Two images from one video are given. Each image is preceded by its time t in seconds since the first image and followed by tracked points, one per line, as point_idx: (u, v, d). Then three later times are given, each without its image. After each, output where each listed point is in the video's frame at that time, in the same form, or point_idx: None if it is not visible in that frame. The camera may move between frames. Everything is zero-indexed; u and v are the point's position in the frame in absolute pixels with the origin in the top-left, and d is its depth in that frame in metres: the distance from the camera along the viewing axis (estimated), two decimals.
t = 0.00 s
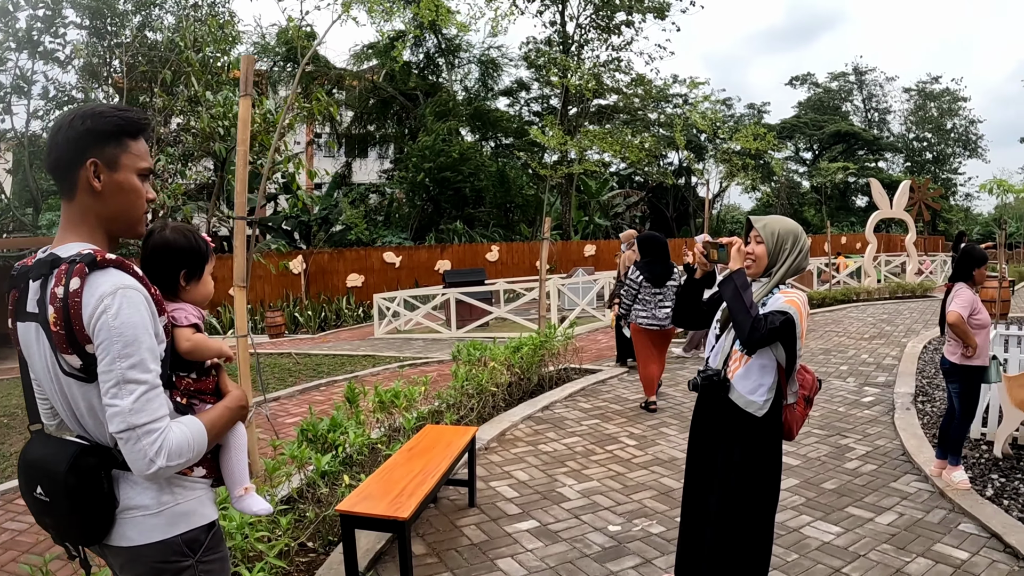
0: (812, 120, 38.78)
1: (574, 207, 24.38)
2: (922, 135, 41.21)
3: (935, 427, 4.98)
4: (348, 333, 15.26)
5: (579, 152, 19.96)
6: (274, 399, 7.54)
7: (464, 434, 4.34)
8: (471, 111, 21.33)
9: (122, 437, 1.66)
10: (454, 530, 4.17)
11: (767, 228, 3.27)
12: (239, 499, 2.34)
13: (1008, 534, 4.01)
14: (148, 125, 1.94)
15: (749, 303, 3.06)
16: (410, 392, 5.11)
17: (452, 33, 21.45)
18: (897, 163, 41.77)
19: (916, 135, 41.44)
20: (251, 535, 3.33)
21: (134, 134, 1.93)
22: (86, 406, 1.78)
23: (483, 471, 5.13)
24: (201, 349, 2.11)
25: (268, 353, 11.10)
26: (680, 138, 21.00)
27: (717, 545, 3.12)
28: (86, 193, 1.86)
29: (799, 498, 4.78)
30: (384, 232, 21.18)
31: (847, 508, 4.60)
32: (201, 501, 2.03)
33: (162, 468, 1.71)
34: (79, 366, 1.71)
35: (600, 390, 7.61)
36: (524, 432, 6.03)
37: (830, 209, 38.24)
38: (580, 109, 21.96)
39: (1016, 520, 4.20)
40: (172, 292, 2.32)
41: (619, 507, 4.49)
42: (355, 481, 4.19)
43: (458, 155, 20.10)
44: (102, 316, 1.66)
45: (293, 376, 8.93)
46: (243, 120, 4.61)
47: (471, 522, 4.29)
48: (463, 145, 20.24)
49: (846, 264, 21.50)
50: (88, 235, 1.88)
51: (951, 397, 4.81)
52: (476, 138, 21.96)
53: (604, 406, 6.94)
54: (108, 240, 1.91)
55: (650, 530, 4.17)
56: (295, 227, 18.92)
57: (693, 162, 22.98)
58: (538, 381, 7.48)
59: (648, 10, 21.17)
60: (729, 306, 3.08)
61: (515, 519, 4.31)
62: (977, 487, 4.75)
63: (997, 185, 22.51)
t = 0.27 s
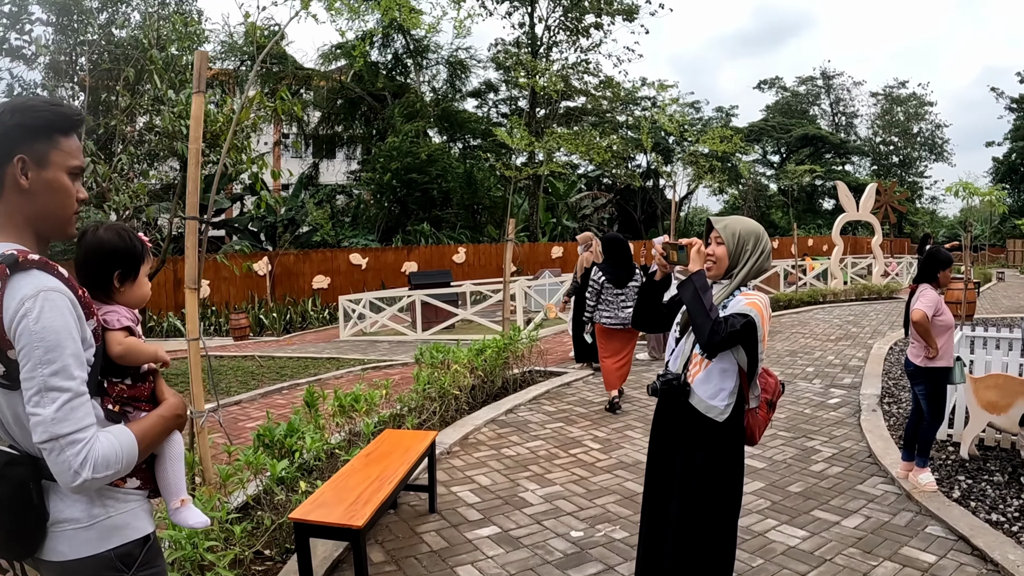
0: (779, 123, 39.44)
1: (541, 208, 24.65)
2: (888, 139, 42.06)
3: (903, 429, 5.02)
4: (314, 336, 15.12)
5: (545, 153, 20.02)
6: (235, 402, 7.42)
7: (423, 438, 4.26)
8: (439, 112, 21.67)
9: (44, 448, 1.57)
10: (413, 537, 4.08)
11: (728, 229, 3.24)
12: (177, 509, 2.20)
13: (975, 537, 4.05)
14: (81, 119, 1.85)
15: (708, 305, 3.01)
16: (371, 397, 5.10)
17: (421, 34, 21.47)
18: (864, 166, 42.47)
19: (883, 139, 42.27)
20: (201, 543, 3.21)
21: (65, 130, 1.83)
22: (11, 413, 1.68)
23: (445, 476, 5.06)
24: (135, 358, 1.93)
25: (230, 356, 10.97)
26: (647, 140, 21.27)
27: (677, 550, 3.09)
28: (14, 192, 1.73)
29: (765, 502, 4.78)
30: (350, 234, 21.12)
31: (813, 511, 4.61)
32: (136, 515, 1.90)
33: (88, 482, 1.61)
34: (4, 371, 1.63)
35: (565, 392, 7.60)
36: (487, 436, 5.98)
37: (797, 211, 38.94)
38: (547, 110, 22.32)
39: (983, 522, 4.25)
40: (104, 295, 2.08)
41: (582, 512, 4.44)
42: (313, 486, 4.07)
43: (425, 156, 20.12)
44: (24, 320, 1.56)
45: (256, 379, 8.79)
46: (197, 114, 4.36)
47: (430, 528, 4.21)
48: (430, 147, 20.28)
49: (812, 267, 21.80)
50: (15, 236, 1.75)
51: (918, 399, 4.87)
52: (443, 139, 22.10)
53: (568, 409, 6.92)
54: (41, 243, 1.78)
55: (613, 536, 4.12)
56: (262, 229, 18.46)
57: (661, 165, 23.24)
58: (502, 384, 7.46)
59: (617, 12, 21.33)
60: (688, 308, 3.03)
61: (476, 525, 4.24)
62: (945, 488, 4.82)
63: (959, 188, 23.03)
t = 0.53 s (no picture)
0: (754, 126, 39.90)
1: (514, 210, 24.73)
2: (863, 142, 42.73)
3: (875, 433, 4.95)
4: (284, 338, 14.98)
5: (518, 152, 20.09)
6: (198, 406, 7.33)
7: (382, 443, 4.21)
8: (412, 113, 21.74)
9: None
10: (371, 544, 3.98)
11: (685, 228, 3.16)
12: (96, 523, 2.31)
13: (946, 543, 4.02)
14: None
15: (664, 308, 2.89)
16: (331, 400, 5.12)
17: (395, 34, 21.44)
18: (838, 169, 43.11)
19: (857, 142, 42.94)
20: (145, 553, 3.08)
21: None
22: None
23: (406, 482, 4.97)
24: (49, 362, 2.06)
25: (196, 358, 10.87)
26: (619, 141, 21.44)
27: (635, 559, 3.00)
28: None
29: (732, 508, 4.72)
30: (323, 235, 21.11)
31: (781, 517, 4.56)
32: (51, 527, 2.05)
33: None
34: None
35: (532, 395, 7.56)
36: (451, 440, 5.91)
37: (770, 213, 39.46)
38: (522, 112, 22.48)
39: (953, 528, 4.23)
40: (20, 295, 2.06)
41: (544, 519, 4.35)
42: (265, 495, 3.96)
43: (398, 157, 20.12)
44: None
45: (222, 382, 8.68)
46: (146, 109, 4.21)
47: (389, 535, 4.11)
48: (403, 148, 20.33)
49: (785, 269, 21.93)
50: None
51: (890, 401, 4.81)
52: (418, 140, 22.22)
53: (535, 412, 6.87)
54: None
55: (575, 543, 4.03)
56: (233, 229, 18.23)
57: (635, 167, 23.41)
58: (469, 387, 7.40)
59: (592, 14, 21.43)
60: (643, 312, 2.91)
61: (435, 532, 4.14)
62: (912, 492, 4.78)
63: (929, 189, 23.39)
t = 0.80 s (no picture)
0: (731, 129, 40.27)
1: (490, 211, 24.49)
2: (840, 145, 43.42)
3: (844, 441, 4.95)
4: (255, 340, 14.86)
5: (494, 151, 20.21)
6: (160, 411, 7.24)
7: (335, 451, 4.23)
8: (389, 114, 21.67)
9: None
10: (323, 555, 3.88)
11: (634, 233, 2.89)
12: None
13: (915, 555, 3.97)
14: None
15: (607, 318, 2.72)
16: (289, 406, 5.08)
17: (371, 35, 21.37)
18: (815, 171, 43.70)
19: (834, 145, 43.60)
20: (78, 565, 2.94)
21: None
22: None
23: (364, 490, 4.88)
24: None
25: (164, 361, 10.77)
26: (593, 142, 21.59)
27: (585, 574, 2.85)
28: None
29: (696, 518, 4.65)
30: (297, 237, 21.09)
31: (746, 528, 4.50)
32: None
33: None
34: None
35: (499, 400, 7.50)
36: (413, 447, 5.84)
37: (747, 216, 39.84)
38: (499, 112, 22.51)
39: (922, 539, 4.18)
40: None
41: (502, 529, 4.26)
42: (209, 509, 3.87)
43: (372, 158, 20.11)
44: None
45: (187, 386, 8.57)
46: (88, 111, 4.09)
47: (342, 546, 4.01)
48: (378, 148, 20.33)
49: (761, 271, 22.00)
50: None
51: (858, 408, 4.79)
52: (394, 141, 22.24)
53: (501, 417, 6.79)
54: None
55: (532, 555, 3.93)
56: (206, 231, 18.40)
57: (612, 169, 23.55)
58: (435, 391, 7.33)
59: (569, 15, 21.50)
60: (585, 324, 2.74)
61: (389, 543, 4.04)
62: (891, 505, 4.66)
63: (903, 191, 23.71)
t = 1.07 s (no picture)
0: (715, 131, 40.43)
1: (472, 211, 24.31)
2: (822, 147, 43.72)
3: (827, 449, 4.90)
4: (232, 342, 14.63)
5: (477, 151, 20.19)
6: (129, 415, 7.13)
7: (299, 458, 4.21)
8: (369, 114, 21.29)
9: None
10: (286, 565, 3.81)
11: (586, 237, 2.70)
12: None
13: (892, 565, 3.94)
14: None
15: (564, 334, 2.44)
16: (256, 412, 5.10)
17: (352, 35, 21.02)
18: (798, 174, 44.04)
19: (816, 148, 43.92)
20: None
21: None
22: None
23: (332, 497, 4.81)
24: None
25: (139, 363, 10.63)
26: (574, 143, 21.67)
27: None
28: None
29: (668, 526, 4.60)
30: (279, 237, 20.97)
31: (720, 536, 4.46)
32: None
33: None
34: None
35: (475, 404, 7.45)
36: (385, 452, 5.78)
37: (730, 218, 40.08)
38: (481, 113, 22.47)
39: (900, 549, 4.15)
40: None
41: (470, 537, 4.20)
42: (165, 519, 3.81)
43: (353, 158, 20.07)
44: None
45: (159, 389, 8.45)
46: (44, 110, 3.85)
47: (306, 555, 3.93)
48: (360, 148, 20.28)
49: (743, 273, 22.10)
50: None
51: (841, 418, 4.74)
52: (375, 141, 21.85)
53: (476, 421, 6.74)
54: None
55: (498, 564, 3.88)
56: (186, 232, 18.05)
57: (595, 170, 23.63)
58: (409, 395, 7.28)
59: (551, 16, 21.56)
60: (541, 345, 2.44)
61: (355, 552, 3.97)
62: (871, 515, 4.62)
63: (884, 194, 23.94)
